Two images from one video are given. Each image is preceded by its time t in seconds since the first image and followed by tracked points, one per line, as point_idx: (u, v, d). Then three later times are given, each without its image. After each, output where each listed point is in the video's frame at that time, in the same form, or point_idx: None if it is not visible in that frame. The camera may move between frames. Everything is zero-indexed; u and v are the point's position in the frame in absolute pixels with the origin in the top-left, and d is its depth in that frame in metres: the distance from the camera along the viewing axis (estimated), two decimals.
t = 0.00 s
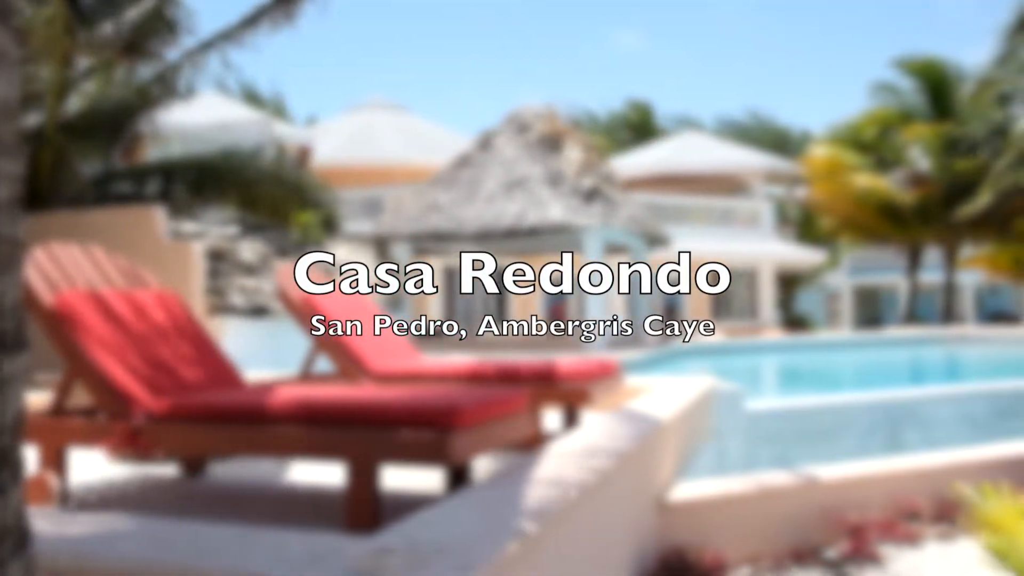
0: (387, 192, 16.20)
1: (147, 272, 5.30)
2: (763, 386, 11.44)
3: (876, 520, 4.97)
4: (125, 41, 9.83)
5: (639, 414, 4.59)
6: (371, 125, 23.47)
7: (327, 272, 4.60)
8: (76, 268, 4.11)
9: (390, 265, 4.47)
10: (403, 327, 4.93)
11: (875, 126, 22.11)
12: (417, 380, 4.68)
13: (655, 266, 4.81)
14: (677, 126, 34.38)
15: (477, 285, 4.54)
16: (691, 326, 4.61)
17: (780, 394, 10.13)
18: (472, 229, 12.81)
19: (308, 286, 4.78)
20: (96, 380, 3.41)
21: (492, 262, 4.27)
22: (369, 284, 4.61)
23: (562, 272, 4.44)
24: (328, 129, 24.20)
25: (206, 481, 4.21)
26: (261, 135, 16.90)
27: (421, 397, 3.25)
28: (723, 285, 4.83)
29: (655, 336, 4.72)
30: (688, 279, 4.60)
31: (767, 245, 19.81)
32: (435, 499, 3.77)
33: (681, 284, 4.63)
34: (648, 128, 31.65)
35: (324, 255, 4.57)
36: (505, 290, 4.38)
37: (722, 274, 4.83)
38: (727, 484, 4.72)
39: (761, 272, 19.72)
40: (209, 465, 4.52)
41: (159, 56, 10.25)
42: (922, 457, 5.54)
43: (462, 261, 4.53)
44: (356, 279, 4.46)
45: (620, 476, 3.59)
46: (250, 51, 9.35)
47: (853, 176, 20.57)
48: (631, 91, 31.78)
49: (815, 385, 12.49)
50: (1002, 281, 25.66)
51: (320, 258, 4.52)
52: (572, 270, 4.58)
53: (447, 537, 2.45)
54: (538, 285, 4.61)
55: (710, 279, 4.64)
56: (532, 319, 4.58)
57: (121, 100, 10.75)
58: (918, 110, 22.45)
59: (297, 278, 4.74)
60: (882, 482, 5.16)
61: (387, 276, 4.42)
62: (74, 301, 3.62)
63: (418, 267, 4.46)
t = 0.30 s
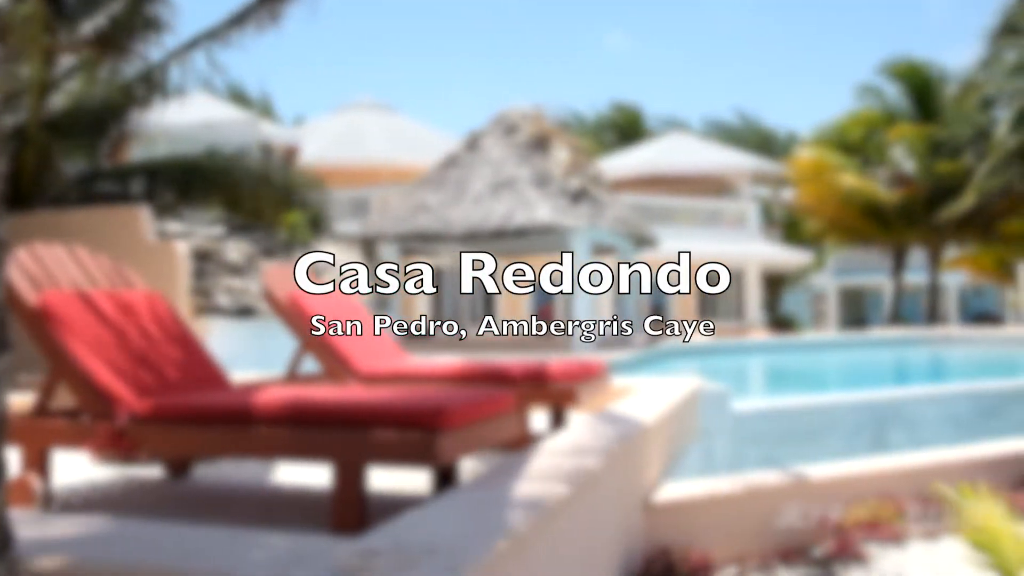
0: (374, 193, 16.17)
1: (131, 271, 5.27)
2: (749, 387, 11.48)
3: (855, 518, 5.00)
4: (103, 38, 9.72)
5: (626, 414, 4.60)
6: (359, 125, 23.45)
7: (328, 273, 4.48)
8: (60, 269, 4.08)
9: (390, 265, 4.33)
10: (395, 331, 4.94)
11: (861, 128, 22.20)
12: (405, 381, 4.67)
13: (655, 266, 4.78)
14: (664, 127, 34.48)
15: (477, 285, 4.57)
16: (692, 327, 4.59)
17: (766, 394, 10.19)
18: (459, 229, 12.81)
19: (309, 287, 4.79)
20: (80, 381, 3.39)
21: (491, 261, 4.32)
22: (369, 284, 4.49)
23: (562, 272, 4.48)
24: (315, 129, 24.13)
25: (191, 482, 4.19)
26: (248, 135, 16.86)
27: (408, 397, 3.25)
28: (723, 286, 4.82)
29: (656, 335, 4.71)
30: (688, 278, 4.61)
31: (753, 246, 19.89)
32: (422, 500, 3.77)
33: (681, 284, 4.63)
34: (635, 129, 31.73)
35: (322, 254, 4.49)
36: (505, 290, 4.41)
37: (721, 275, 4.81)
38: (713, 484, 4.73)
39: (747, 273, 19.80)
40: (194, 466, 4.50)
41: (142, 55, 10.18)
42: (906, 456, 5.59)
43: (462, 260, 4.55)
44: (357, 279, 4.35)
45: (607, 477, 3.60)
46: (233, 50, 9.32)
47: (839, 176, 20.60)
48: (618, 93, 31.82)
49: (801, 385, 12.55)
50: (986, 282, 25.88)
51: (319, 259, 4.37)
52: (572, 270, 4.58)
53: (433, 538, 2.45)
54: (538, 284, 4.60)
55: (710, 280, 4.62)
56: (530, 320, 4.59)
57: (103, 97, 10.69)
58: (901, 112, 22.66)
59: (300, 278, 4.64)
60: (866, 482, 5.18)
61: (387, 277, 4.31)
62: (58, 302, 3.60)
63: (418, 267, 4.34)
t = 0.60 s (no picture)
0: (362, 193, 16.14)
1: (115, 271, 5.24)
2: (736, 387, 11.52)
3: (846, 518, 5.03)
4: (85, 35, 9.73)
5: (613, 415, 4.61)
6: (347, 125, 23.42)
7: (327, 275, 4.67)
8: (45, 268, 4.05)
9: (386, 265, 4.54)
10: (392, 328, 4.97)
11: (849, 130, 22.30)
12: (392, 381, 4.66)
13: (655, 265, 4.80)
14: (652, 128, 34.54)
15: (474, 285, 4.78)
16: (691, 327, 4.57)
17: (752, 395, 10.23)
18: (447, 230, 12.81)
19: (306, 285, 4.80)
20: (64, 381, 3.36)
21: (491, 263, 4.52)
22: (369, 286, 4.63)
23: (562, 272, 4.59)
24: (302, 129, 24.07)
25: (176, 483, 4.17)
26: (235, 134, 16.80)
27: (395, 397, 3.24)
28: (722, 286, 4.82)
29: (656, 335, 4.79)
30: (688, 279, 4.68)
31: (740, 246, 19.96)
32: (409, 501, 3.76)
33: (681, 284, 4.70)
34: (624, 130, 31.76)
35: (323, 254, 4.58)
36: (504, 289, 4.65)
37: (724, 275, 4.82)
38: (700, 485, 4.74)
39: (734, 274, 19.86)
40: (180, 467, 4.47)
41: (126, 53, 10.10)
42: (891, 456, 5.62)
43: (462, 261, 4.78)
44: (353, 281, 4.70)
45: (595, 478, 3.60)
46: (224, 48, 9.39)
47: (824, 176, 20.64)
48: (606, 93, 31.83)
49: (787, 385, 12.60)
50: (971, 283, 26.07)
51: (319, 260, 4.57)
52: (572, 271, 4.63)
53: (420, 539, 2.44)
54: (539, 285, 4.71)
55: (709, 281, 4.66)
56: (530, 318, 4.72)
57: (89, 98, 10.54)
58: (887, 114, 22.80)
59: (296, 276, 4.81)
60: (852, 481, 5.20)
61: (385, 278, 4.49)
62: (41, 301, 3.57)
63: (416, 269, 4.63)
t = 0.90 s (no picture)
0: (349, 192, 16.09)
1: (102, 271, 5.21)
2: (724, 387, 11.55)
3: (847, 518, 5.09)
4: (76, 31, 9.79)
5: (603, 413, 4.62)
6: (335, 124, 23.37)
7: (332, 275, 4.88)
8: (30, 270, 4.02)
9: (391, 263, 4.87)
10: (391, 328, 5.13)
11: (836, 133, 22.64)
12: (380, 382, 4.64)
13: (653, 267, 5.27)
14: (640, 128, 34.55)
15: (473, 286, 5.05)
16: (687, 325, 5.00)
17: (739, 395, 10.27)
18: (435, 230, 12.78)
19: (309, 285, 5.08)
20: (49, 383, 3.34)
21: (491, 265, 4.73)
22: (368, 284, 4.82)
23: (563, 275, 4.79)
24: (290, 128, 23.97)
25: (162, 484, 4.14)
26: (222, 132, 16.75)
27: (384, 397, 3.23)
28: (720, 285, 5.27)
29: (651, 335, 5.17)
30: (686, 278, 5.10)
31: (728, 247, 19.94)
32: (399, 501, 3.75)
33: (679, 283, 5.13)
34: (613, 129, 31.76)
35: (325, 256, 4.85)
36: (505, 288, 4.92)
37: (720, 275, 5.27)
38: (687, 483, 4.75)
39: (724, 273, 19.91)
40: (167, 468, 4.45)
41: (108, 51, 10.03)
42: (878, 454, 5.66)
43: (462, 262, 5.05)
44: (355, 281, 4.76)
45: (583, 477, 3.60)
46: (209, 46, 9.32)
47: (810, 179, 21.01)
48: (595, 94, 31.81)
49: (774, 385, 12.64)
50: (957, 283, 26.19)
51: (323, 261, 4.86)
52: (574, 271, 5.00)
53: (407, 540, 2.43)
54: (539, 284, 5.02)
55: (707, 278, 5.05)
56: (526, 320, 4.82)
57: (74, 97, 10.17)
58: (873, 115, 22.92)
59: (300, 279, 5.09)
60: (838, 479, 5.24)
61: (389, 278, 4.78)
62: (25, 300, 3.54)
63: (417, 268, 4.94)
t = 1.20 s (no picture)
0: (339, 191, 16.07)
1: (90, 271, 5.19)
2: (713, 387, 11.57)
3: (846, 518, 5.16)
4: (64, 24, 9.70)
5: (593, 413, 4.62)
6: (324, 123, 23.30)
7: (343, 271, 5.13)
8: (17, 270, 3.99)
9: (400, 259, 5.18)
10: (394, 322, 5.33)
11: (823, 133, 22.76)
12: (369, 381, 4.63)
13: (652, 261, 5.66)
14: (630, 128, 34.62)
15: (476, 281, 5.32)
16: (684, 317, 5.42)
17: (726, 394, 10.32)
18: (424, 231, 12.63)
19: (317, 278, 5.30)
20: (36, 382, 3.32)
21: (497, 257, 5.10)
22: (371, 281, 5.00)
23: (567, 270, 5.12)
24: (279, 127, 23.93)
25: (151, 485, 4.12)
26: (211, 131, 16.68)
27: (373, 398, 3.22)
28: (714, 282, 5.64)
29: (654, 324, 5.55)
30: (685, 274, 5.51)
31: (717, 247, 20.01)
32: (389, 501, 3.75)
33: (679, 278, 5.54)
34: (602, 129, 31.82)
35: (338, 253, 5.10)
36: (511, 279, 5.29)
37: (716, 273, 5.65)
38: (677, 483, 4.75)
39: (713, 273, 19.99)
40: (155, 469, 4.43)
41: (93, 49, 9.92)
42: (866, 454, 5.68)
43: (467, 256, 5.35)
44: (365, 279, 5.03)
45: (573, 477, 3.60)
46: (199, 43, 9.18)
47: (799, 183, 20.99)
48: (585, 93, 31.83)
49: (762, 383, 12.67)
50: (945, 283, 26.24)
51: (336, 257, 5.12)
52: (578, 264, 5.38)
53: (397, 541, 2.43)
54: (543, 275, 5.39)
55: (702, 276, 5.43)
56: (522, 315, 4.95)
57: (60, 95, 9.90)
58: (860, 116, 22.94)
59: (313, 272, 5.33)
60: (825, 478, 5.26)
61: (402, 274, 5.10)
62: (11, 299, 3.53)
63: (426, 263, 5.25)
